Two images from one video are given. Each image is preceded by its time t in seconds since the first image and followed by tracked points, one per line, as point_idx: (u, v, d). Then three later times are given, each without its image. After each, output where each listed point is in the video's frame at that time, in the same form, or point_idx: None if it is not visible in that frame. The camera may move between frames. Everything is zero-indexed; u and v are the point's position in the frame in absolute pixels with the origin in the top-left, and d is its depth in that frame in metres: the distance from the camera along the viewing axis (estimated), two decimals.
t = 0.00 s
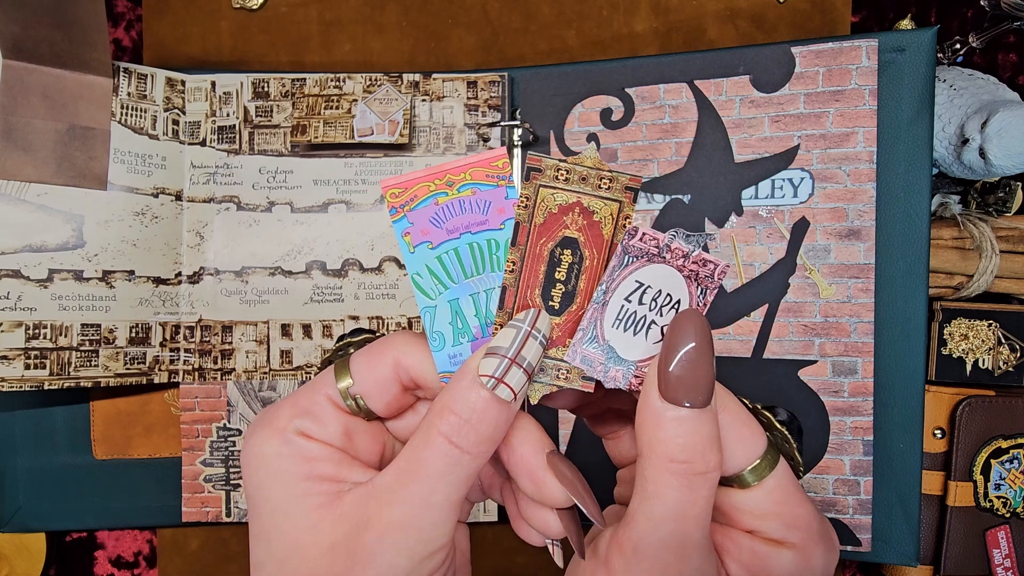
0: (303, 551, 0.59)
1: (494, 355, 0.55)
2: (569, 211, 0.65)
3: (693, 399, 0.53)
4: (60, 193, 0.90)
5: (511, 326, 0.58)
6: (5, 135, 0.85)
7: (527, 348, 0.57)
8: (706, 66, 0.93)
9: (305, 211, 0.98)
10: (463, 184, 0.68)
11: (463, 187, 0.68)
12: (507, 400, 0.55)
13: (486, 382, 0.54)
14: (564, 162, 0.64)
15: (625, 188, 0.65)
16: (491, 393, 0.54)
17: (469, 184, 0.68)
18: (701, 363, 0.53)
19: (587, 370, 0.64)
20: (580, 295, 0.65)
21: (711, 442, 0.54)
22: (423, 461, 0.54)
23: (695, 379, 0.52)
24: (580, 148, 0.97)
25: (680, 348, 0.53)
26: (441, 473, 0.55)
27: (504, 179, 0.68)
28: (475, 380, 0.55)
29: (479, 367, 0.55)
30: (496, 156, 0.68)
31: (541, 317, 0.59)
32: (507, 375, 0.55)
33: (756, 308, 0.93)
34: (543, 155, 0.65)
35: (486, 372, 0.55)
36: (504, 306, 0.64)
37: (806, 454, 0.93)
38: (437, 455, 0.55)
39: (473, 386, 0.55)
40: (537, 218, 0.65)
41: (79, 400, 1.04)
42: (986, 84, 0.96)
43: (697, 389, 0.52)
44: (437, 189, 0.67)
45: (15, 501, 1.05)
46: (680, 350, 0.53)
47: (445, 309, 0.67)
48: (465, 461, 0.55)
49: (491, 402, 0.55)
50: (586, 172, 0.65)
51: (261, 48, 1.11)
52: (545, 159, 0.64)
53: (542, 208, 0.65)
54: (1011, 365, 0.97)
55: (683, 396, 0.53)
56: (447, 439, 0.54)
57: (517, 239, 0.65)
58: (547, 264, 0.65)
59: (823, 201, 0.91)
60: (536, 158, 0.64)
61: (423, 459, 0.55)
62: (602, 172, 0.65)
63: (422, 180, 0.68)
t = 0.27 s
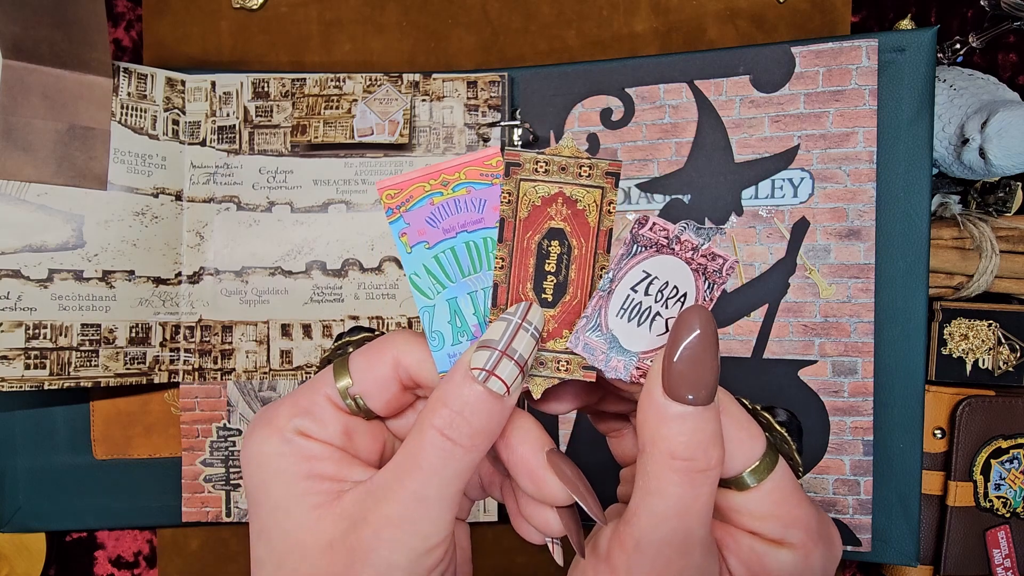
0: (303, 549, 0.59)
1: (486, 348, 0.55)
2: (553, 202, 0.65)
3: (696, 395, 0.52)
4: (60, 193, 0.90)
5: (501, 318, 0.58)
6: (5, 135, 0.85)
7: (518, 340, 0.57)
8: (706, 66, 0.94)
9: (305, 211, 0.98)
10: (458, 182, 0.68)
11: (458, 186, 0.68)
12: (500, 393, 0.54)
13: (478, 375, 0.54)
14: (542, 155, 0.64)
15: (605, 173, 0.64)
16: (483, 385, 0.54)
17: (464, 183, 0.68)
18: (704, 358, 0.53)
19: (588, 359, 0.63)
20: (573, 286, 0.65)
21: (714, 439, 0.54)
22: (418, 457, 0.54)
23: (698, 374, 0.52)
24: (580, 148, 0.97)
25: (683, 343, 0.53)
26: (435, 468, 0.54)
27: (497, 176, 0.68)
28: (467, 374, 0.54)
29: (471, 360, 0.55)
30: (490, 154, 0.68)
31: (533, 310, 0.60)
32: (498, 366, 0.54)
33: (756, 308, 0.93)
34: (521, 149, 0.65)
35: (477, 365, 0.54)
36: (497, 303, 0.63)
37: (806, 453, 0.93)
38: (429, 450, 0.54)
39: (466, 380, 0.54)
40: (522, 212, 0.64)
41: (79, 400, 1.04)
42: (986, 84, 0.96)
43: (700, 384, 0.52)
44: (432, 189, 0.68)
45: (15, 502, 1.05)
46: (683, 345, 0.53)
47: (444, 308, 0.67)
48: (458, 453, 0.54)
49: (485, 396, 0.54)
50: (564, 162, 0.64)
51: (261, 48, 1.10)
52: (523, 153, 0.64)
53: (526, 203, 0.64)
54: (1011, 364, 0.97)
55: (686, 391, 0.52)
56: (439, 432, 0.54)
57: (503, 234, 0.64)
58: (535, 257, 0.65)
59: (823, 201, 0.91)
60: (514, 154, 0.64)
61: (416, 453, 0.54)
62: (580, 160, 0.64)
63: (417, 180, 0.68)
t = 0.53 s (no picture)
0: (301, 549, 0.59)
1: (483, 347, 0.55)
2: (546, 199, 0.64)
3: (695, 393, 0.52)
4: (60, 193, 0.90)
5: (498, 317, 0.59)
6: (5, 135, 0.85)
7: (514, 340, 0.57)
8: (706, 66, 0.94)
9: (305, 211, 0.98)
10: (455, 181, 0.68)
11: (455, 185, 0.68)
12: (497, 392, 0.54)
13: (475, 374, 0.54)
14: (535, 152, 0.63)
15: (599, 169, 0.63)
16: (480, 384, 0.54)
17: (461, 183, 0.68)
18: (704, 354, 0.53)
19: (588, 358, 0.63)
20: (569, 283, 0.64)
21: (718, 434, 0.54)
22: (416, 457, 0.54)
23: (697, 372, 0.52)
24: (580, 148, 0.97)
25: (682, 341, 0.53)
26: (432, 468, 0.54)
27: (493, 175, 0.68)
28: (463, 373, 0.54)
29: (467, 360, 0.55)
30: (486, 153, 0.67)
31: (530, 309, 0.60)
32: (494, 365, 0.54)
33: (756, 308, 0.93)
34: (514, 147, 0.64)
35: (473, 364, 0.54)
36: (493, 302, 0.63)
37: (806, 453, 0.93)
38: (425, 450, 0.54)
39: (463, 380, 0.54)
40: (516, 211, 0.64)
41: (79, 400, 1.04)
42: (986, 84, 0.96)
43: (700, 380, 0.52)
44: (428, 188, 0.67)
45: (15, 501, 1.05)
46: (682, 344, 0.53)
47: (441, 308, 0.66)
48: (454, 453, 0.54)
49: (482, 396, 0.54)
50: (557, 159, 0.63)
51: (261, 48, 1.11)
52: (516, 151, 0.63)
53: (519, 201, 0.63)
54: (1011, 365, 0.97)
55: (685, 389, 0.52)
56: (436, 432, 0.54)
57: (498, 234, 0.64)
58: (531, 255, 0.64)
59: (823, 201, 0.91)
60: (507, 152, 0.63)
61: (413, 452, 0.54)
62: (573, 156, 0.63)
63: (413, 180, 0.67)
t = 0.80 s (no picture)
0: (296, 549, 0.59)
1: (476, 344, 0.55)
2: (540, 196, 0.63)
3: (685, 391, 0.52)
4: (60, 193, 0.90)
5: (491, 316, 0.58)
6: (5, 135, 0.85)
7: (508, 337, 0.56)
8: (705, 66, 0.93)
9: (305, 211, 0.98)
10: (448, 178, 0.67)
11: (448, 182, 0.67)
12: (490, 389, 0.54)
13: (468, 372, 0.54)
14: (528, 149, 0.62)
15: (593, 166, 0.63)
16: (472, 381, 0.54)
17: (454, 180, 0.67)
18: (696, 353, 0.52)
19: (579, 356, 0.63)
20: (563, 280, 0.63)
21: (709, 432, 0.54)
22: (409, 455, 0.54)
23: (687, 370, 0.52)
24: (579, 148, 0.97)
25: (672, 339, 0.53)
26: (424, 466, 0.54)
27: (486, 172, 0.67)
28: (456, 371, 0.54)
29: (460, 357, 0.55)
30: (479, 149, 0.67)
31: (523, 306, 0.59)
32: (487, 363, 0.54)
33: (756, 308, 0.93)
34: (507, 144, 0.64)
35: (467, 361, 0.54)
36: (487, 300, 0.63)
37: (806, 453, 0.93)
38: (417, 448, 0.54)
39: (456, 378, 0.54)
40: (509, 208, 0.63)
41: (80, 400, 1.04)
42: (986, 84, 0.96)
43: (691, 380, 0.52)
44: (421, 185, 0.67)
45: (15, 502, 1.05)
46: (672, 342, 0.53)
47: (435, 305, 0.66)
48: (448, 451, 0.54)
49: (474, 394, 0.54)
50: (551, 156, 0.63)
51: (261, 48, 1.11)
52: (509, 148, 0.63)
53: (513, 197, 0.63)
54: (1011, 365, 0.97)
55: (675, 388, 0.52)
56: (430, 430, 0.54)
57: (491, 231, 0.63)
58: (524, 253, 0.64)
59: (823, 201, 0.91)
60: (501, 148, 0.63)
61: (405, 450, 0.54)
62: (567, 154, 0.63)
63: (406, 177, 0.67)
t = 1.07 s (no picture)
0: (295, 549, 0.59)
1: (477, 344, 0.55)
2: (542, 197, 0.63)
3: (683, 388, 0.52)
4: (60, 193, 0.90)
5: (492, 316, 0.58)
6: (5, 135, 0.85)
7: (509, 336, 0.56)
8: (705, 66, 0.94)
9: (305, 211, 0.98)
10: (450, 179, 0.68)
11: (450, 182, 0.68)
12: (491, 389, 0.54)
13: (469, 372, 0.54)
14: (529, 150, 0.63)
15: (594, 167, 0.63)
16: (474, 381, 0.54)
17: (456, 180, 0.68)
18: (693, 351, 0.52)
19: (580, 358, 0.63)
20: (563, 281, 0.64)
21: (705, 430, 0.54)
22: (409, 454, 0.54)
23: (685, 367, 0.52)
24: (579, 148, 0.97)
25: (670, 336, 0.53)
26: (425, 465, 0.54)
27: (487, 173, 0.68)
28: (457, 371, 0.54)
29: (461, 357, 0.55)
30: (480, 150, 0.67)
31: (524, 306, 0.59)
32: (488, 362, 0.54)
33: (756, 308, 0.93)
34: (508, 145, 0.64)
35: (468, 361, 0.54)
36: (487, 299, 0.63)
37: (806, 453, 0.93)
38: (418, 447, 0.54)
39: (457, 377, 0.54)
40: (511, 209, 0.63)
41: (80, 400, 1.04)
42: (986, 83, 0.96)
43: (689, 377, 0.52)
44: (423, 186, 0.67)
45: (15, 502, 1.05)
46: (671, 339, 0.53)
47: (436, 305, 0.66)
48: (449, 451, 0.54)
49: (477, 393, 0.54)
50: (552, 157, 0.63)
51: (261, 48, 1.11)
52: (510, 149, 0.63)
53: (515, 198, 0.63)
54: (1011, 365, 0.97)
55: (673, 385, 0.52)
56: (431, 430, 0.54)
57: (492, 232, 0.64)
58: (525, 253, 0.64)
59: (823, 201, 0.91)
60: (502, 149, 0.63)
61: (405, 449, 0.54)
62: (568, 155, 0.63)
63: (408, 177, 0.68)
